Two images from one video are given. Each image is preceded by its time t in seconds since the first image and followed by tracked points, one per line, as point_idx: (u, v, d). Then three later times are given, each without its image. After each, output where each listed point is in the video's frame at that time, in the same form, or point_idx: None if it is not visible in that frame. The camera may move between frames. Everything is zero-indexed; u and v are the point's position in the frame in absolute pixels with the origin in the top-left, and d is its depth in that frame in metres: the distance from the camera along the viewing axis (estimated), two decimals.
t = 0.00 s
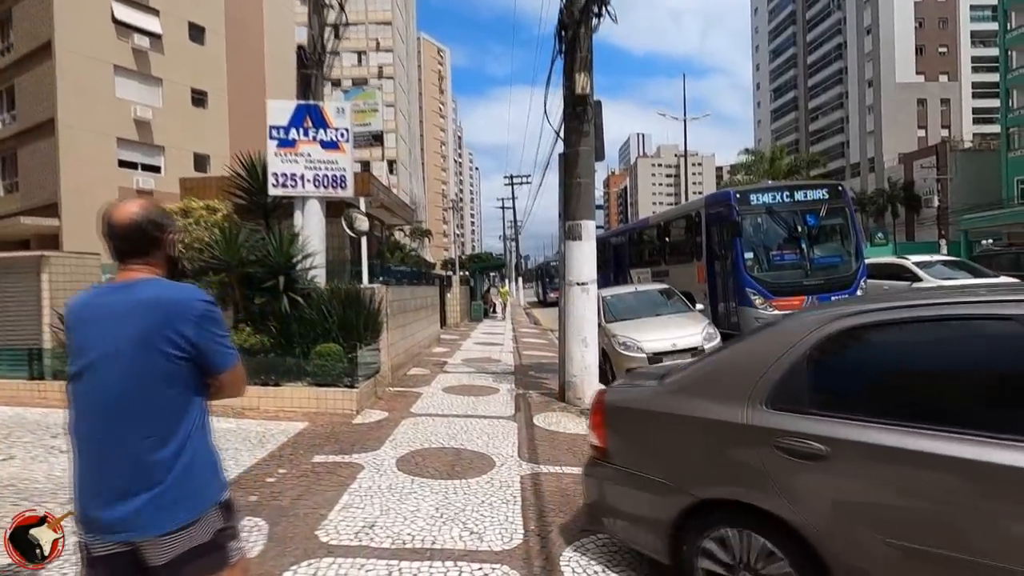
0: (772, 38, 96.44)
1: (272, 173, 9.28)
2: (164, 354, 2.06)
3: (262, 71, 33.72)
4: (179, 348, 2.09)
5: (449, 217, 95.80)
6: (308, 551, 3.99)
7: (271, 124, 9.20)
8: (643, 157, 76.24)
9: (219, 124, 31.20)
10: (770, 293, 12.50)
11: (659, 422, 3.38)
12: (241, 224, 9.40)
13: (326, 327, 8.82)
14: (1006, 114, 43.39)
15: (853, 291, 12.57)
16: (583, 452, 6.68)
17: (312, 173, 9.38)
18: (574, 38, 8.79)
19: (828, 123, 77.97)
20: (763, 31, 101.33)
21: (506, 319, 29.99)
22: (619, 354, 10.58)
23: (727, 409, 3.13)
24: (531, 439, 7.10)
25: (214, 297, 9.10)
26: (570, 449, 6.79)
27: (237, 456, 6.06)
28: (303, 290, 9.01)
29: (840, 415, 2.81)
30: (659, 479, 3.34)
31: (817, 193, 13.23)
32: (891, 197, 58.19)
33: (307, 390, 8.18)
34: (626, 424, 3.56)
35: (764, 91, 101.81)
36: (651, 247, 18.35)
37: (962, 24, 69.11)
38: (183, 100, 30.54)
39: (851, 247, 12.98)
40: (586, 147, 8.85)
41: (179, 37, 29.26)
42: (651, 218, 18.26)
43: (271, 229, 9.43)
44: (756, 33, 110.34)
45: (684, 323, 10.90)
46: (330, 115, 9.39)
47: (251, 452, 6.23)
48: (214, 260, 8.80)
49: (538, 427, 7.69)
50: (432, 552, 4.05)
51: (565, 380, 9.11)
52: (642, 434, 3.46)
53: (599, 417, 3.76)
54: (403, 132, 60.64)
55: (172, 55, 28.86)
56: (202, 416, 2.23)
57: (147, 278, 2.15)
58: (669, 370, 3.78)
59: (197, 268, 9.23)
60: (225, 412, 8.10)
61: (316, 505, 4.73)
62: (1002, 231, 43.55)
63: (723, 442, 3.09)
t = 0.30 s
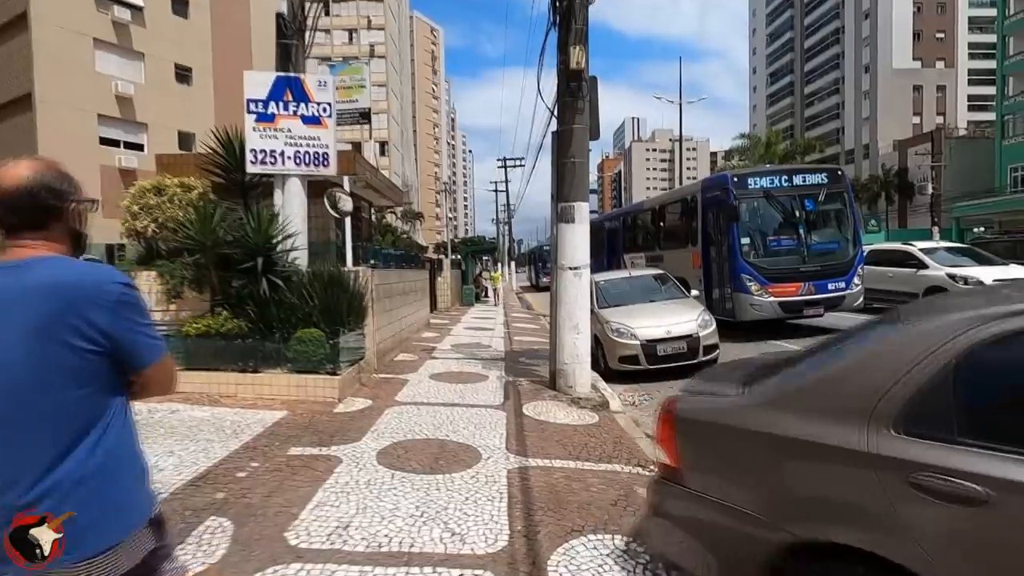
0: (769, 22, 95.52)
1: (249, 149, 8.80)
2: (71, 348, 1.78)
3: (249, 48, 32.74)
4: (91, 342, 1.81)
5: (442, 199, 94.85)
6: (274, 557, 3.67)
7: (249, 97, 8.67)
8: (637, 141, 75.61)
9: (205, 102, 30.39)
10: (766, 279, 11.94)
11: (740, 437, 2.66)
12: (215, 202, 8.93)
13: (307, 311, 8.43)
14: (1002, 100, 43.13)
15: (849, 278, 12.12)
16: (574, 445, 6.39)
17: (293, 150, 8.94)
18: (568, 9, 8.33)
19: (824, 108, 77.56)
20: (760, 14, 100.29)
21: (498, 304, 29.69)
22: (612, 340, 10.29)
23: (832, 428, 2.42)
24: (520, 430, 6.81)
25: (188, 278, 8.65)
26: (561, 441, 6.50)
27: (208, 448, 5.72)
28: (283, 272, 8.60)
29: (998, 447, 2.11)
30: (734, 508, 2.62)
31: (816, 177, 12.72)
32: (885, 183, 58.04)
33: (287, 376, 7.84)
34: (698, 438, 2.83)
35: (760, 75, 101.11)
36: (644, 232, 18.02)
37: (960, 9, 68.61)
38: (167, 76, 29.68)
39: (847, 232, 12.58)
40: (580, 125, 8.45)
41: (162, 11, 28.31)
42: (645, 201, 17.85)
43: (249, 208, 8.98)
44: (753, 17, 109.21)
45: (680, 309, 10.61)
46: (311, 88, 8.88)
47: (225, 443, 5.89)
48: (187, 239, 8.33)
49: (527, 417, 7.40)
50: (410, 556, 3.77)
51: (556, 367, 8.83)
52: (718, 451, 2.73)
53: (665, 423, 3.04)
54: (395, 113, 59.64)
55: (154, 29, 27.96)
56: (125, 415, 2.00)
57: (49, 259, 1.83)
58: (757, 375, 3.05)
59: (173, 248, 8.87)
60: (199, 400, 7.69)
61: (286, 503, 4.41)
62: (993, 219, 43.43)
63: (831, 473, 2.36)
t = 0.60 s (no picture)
0: (771, 26, 95.51)
1: (239, 146, 8.46)
2: None
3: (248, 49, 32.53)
4: None
5: (442, 202, 94.65)
6: None
7: (240, 92, 8.38)
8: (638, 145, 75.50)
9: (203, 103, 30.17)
10: (772, 282, 11.38)
11: (868, 463, 2.04)
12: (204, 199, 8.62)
13: (299, 314, 8.11)
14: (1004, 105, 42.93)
15: (858, 282, 11.54)
16: (575, 456, 6.04)
17: (285, 147, 8.63)
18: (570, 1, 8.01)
19: (825, 113, 77.42)
20: (762, 19, 100.35)
21: (498, 307, 29.40)
22: (614, 346, 9.96)
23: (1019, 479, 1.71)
24: (518, 439, 6.48)
25: (176, 279, 8.33)
26: (561, 452, 6.16)
27: (187, 459, 5.38)
28: (274, 274, 8.27)
29: None
30: (857, 562, 1.98)
31: (823, 178, 12.07)
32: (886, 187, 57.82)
33: (276, 381, 7.51)
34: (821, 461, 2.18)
35: (761, 80, 101.09)
36: (644, 235, 17.70)
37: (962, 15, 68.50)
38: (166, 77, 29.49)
39: (856, 235, 11.86)
40: (582, 122, 8.14)
41: (160, 11, 28.11)
42: (646, 204, 17.48)
43: (239, 208, 8.65)
44: (754, 21, 109.28)
45: (684, 314, 10.29)
46: (304, 84, 8.60)
47: (205, 453, 5.55)
48: (173, 239, 7.99)
49: (526, 426, 7.06)
50: None
51: (556, 373, 8.49)
52: (839, 480, 2.11)
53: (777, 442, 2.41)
54: (395, 116, 59.47)
55: (153, 29, 27.76)
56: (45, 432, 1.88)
57: None
58: (905, 398, 2.39)
59: (160, 248, 8.55)
60: (184, 407, 7.35)
61: (264, 522, 4.07)
62: (995, 224, 43.14)
63: (1003, 531, 1.69)
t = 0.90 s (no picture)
0: (780, 27, 94.79)
1: (236, 142, 8.17)
2: None
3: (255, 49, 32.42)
4: None
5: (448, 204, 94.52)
6: None
7: (235, 87, 8.10)
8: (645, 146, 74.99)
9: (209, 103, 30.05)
10: (787, 286, 10.81)
11: None
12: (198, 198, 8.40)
13: (295, 317, 7.79)
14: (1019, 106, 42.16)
15: (876, 285, 11.03)
16: (584, 470, 5.68)
17: (283, 144, 8.35)
18: None
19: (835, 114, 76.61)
20: (770, 19, 99.64)
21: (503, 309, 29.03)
22: (623, 351, 9.59)
23: None
24: (523, 450, 6.14)
25: (169, 280, 8.07)
26: (569, 465, 5.80)
27: (171, 471, 5.07)
28: (271, 275, 8.02)
29: None
30: None
31: (839, 177, 11.54)
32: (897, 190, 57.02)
33: (270, 387, 7.21)
34: None
35: (770, 81, 100.31)
36: (652, 236, 17.30)
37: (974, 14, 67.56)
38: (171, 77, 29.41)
39: (873, 237, 11.33)
40: (591, 117, 7.79)
41: (166, 10, 28.02)
42: (654, 205, 17.04)
43: (236, 207, 8.36)
44: (763, 22, 108.48)
45: (696, 318, 9.92)
46: (303, 78, 8.33)
47: (191, 465, 5.24)
48: (165, 238, 7.69)
49: (531, 436, 6.70)
50: None
51: (563, 379, 8.15)
52: None
53: (960, 487, 1.93)
54: (402, 117, 59.36)
55: (158, 29, 27.67)
56: None
57: None
58: None
59: (154, 248, 8.27)
60: (175, 414, 7.06)
61: (245, 546, 3.75)
62: (1009, 227, 42.34)
63: None
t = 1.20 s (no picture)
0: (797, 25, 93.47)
1: (239, 137, 7.93)
2: None
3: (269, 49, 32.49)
4: None
5: (461, 205, 94.46)
6: None
7: (239, 80, 7.87)
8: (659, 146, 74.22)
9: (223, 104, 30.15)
10: (811, 287, 10.24)
11: None
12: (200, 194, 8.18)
13: (298, 318, 7.51)
14: None
15: (906, 287, 10.45)
16: (598, 482, 5.29)
17: (287, 139, 8.09)
18: None
19: (854, 113, 75.17)
20: (787, 17, 98.32)
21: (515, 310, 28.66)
22: (639, 354, 9.19)
23: None
24: (534, 460, 5.79)
25: (170, 280, 7.84)
26: (582, 477, 5.41)
27: (160, 481, 4.80)
28: (274, 274, 7.76)
29: None
30: None
31: (866, 174, 10.92)
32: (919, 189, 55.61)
33: (271, 390, 6.93)
34: None
35: (787, 80, 98.87)
36: (668, 235, 16.83)
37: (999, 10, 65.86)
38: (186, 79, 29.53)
39: (903, 236, 10.72)
40: (607, 109, 7.42)
41: (181, 12, 28.16)
42: (670, 204, 16.54)
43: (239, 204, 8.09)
44: (779, 20, 107.15)
45: (716, 320, 9.49)
46: (308, 71, 8.06)
47: (182, 475, 4.96)
48: (166, 236, 7.45)
49: (543, 444, 6.33)
50: None
51: (576, 384, 7.77)
52: None
53: None
54: (415, 119, 59.34)
55: (173, 30, 27.79)
56: None
57: None
58: None
59: (155, 246, 8.04)
60: (172, 418, 6.81)
61: (229, 567, 3.44)
62: None
63: None
